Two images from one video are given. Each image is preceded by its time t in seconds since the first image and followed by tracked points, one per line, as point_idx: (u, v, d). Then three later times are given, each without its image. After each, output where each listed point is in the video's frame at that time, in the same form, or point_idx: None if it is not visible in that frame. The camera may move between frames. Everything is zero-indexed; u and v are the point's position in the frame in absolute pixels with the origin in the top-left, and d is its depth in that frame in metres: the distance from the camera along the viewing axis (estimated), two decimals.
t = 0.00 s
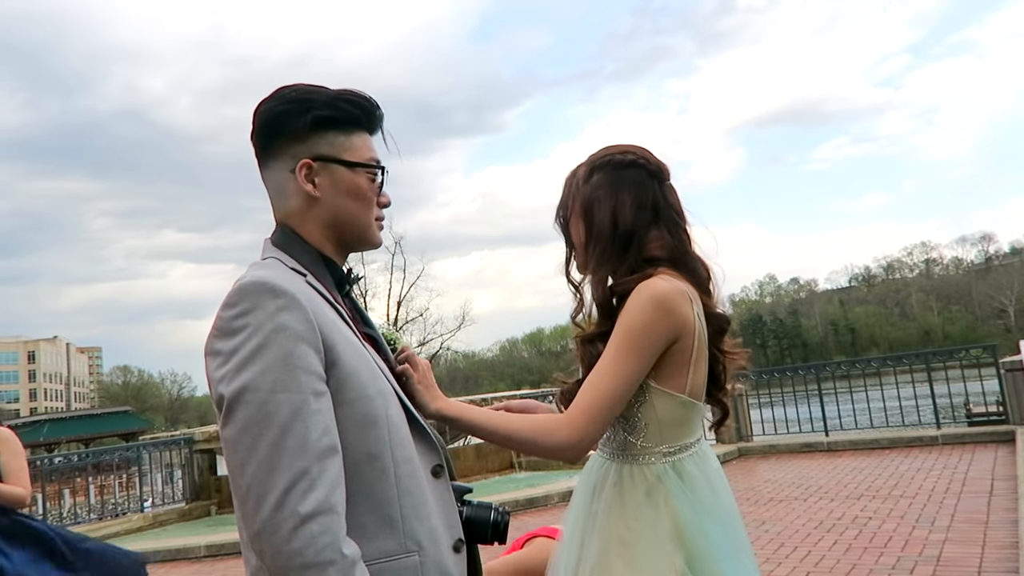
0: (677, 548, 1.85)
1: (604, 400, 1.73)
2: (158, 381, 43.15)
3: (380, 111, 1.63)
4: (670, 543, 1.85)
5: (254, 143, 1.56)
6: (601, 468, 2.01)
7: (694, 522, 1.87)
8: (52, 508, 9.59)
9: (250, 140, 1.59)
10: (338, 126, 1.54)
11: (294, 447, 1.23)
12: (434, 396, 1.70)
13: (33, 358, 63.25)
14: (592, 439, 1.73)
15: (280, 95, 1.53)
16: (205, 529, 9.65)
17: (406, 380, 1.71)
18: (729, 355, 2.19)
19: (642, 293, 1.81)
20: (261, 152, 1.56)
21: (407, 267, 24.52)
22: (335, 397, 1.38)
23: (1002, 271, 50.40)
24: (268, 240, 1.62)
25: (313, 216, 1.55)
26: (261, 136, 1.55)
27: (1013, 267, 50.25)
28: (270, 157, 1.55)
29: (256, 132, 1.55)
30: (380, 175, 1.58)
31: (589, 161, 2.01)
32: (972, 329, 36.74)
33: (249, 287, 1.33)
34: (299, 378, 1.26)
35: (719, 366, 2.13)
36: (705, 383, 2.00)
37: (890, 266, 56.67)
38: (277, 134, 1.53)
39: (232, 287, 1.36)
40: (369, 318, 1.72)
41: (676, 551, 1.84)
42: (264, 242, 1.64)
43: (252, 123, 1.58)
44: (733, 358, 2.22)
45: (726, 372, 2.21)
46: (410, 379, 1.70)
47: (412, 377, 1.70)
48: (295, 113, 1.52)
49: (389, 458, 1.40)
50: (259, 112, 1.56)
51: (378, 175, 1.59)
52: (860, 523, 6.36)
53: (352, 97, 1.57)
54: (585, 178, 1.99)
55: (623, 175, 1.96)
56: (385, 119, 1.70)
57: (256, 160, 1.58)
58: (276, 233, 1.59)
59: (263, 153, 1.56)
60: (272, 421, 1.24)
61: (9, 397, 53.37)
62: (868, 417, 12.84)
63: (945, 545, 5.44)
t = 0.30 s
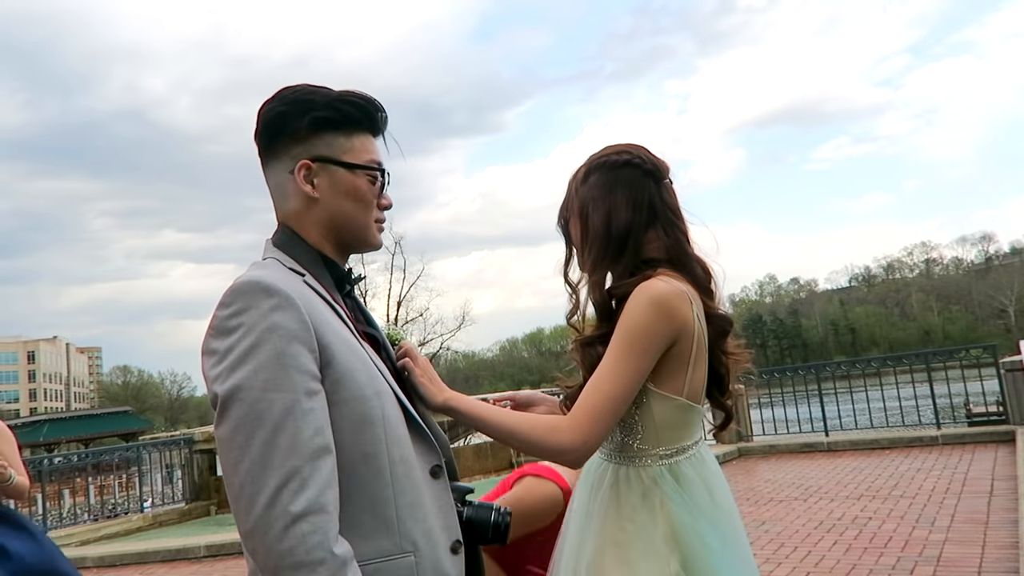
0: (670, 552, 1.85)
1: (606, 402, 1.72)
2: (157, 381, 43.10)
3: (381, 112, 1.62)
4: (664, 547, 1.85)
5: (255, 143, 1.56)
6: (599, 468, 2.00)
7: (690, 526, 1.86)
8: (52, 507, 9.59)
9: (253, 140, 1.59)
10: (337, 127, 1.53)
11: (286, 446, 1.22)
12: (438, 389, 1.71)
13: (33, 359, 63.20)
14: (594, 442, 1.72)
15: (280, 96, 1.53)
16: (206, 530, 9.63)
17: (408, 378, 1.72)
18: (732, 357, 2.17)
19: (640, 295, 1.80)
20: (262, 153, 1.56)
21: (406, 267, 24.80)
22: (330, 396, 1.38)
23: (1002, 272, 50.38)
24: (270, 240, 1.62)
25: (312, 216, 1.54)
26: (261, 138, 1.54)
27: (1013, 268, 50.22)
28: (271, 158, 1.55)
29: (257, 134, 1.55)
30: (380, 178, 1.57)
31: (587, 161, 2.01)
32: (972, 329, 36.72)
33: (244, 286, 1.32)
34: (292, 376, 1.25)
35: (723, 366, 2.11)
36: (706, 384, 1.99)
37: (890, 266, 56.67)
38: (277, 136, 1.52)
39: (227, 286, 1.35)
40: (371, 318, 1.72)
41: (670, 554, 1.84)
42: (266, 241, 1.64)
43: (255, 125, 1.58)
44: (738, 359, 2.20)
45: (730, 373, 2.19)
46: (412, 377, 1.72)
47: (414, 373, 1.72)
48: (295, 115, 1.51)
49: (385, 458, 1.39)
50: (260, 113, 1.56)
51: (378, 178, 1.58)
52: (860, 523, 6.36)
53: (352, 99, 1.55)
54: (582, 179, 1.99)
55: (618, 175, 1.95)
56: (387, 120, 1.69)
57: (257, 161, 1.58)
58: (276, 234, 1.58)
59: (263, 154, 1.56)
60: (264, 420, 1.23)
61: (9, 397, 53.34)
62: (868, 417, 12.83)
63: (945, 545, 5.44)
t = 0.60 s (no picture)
0: (674, 553, 1.85)
1: (608, 402, 1.72)
2: (158, 381, 43.09)
3: (386, 113, 1.63)
4: (667, 548, 1.85)
5: (259, 142, 1.57)
6: (602, 468, 2.01)
7: (693, 528, 1.86)
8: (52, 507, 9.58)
9: (256, 140, 1.59)
10: (341, 127, 1.54)
11: (287, 446, 1.23)
12: (442, 387, 1.73)
13: (34, 359, 63.19)
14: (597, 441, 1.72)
15: (285, 96, 1.53)
16: (206, 529, 9.65)
17: (412, 377, 1.73)
18: (735, 357, 2.17)
19: (642, 296, 1.80)
20: (265, 152, 1.56)
21: (406, 267, 24.81)
22: (331, 396, 1.38)
23: (1002, 271, 50.34)
24: (273, 239, 1.62)
25: (316, 216, 1.55)
26: (265, 138, 1.55)
27: (1012, 267, 50.19)
28: (274, 157, 1.56)
29: (261, 133, 1.56)
30: (384, 178, 1.58)
31: (584, 164, 2.02)
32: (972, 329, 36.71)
33: (246, 286, 1.32)
34: (293, 376, 1.26)
35: (726, 364, 2.13)
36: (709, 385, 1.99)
37: (891, 266, 56.66)
38: (282, 136, 1.53)
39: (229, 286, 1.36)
40: (373, 317, 1.73)
41: (674, 555, 1.84)
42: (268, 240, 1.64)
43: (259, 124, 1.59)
44: (742, 357, 2.21)
45: (734, 370, 2.19)
46: (416, 375, 1.73)
47: (417, 372, 1.73)
48: (300, 115, 1.52)
49: (386, 458, 1.40)
50: (264, 112, 1.56)
51: (382, 178, 1.58)
52: (860, 523, 6.36)
53: (357, 99, 1.56)
54: (580, 181, 2.00)
55: (613, 174, 1.96)
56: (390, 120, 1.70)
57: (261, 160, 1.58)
58: (280, 233, 1.59)
59: (267, 153, 1.56)
60: (265, 420, 1.24)
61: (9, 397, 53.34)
62: (868, 417, 12.83)
63: (945, 545, 5.45)
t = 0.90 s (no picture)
0: (677, 554, 1.84)
1: (611, 401, 1.72)
2: (158, 381, 43.07)
3: (382, 112, 1.63)
4: (671, 548, 1.84)
5: (257, 143, 1.56)
6: (604, 469, 2.01)
7: (696, 528, 1.86)
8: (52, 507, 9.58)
9: (253, 141, 1.59)
10: (339, 126, 1.54)
11: (289, 446, 1.23)
12: (443, 389, 1.73)
13: (34, 359, 63.17)
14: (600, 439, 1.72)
15: (282, 96, 1.53)
16: (205, 529, 9.64)
17: (413, 378, 1.72)
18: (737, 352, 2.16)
19: (653, 295, 1.80)
20: (264, 153, 1.56)
21: (407, 267, 24.85)
22: (332, 396, 1.38)
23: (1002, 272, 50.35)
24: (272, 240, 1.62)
25: (316, 215, 1.55)
26: (262, 139, 1.55)
27: (1012, 267, 50.20)
28: (272, 158, 1.56)
29: (258, 133, 1.56)
30: (383, 176, 1.58)
31: (593, 162, 2.02)
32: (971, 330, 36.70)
33: (247, 287, 1.32)
34: (295, 377, 1.26)
35: (730, 363, 2.12)
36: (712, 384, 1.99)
37: (891, 266, 56.69)
38: (280, 136, 1.53)
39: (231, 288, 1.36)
40: (373, 317, 1.72)
41: (677, 556, 1.83)
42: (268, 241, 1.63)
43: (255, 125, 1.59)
44: (744, 356, 2.21)
45: (736, 369, 2.20)
46: (417, 376, 1.72)
47: (419, 373, 1.73)
48: (297, 115, 1.52)
49: (387, 458, 1.40)
50: (261, 113, 1.56)
51: (381, 176, 1.59)
52: (860, 523, 6.36)
53: (354, 98, 1.56)
54: (590, 178, 1.99)
55: (627, 173, 1.96)
56: (388, 118, 1.70)
57: (258, 161, 1.58)
58: (280, 234, 1.59)
59: (264, 154, 1.56)
60: (267, 421, 1.24)
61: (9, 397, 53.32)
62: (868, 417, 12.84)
63: (945, 545, 5.45)
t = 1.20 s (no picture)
0: (684, 548, 1.83)
1: (617, 388, 1.73)
2: (157, 381, 43.04)
3: (382, 111, 1.63)
4: (678, 543, 1.83)
5: (258, 143, 1.56)
6: (606, 466, 2.01)
7: (701, 521, 1.86)
8: (52, 507, 9.57)
9: (254, 141, 1.59)
10: (340, 126, 1.54)
11: (293, 446, 1.23)
12: (442, 389, 1.73)
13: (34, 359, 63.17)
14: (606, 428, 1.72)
15: (282, 96, 1.53)
16: (205, 530, 9.63)
17: (414, 376, 1.72)
18: (740, 348, 2.16)
19: (665, 284, 1.80)
20: (265, 153, 1.56)
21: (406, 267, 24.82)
22: (335, 397, 1.39)
23: (1002, 272, 50.37)
24: (274, 239, 1.62)
25: (318, 214, 1.55)
26: (263, 139, 1.55)
27: (1012, 267, 50.19)
28: (274, 158, 1.56)
29: (258, 133, 1.56)
30: (385, 175, 1.58)
31: (596, 165, 2.01)
32: (971, 330, 36.70)
33: (249, 287, 1.33)
34: (298, 376, 1.26)
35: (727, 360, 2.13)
36: (715, 379, 2.00)
37: (891, 266, 56.71)
38: (281, 135, 1.53)
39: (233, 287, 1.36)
40: (374, 316, 1.73)
41: (684, 550, 1.82)
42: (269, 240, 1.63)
43: (255, 125, 1.59)
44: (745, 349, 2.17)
45: (734, 364, 2.19)
46: (416, 373, 1.72)
47: (418, 370, 1.72)
48: (299, 115, 1.52)
49: (390, 458, 1.40)
50: (261, 113, 1.56)
51: (383, 175, 1.59)
52: (860, 523, 6.37)
53: (356, 97, 1.57)
54: (596, 180, 1.98)
55: (639, 174, 1.97)
56: (389, 117, 1.71)
57: (260, 161, 1.58)
58: (281, 233, 1.59)
59: (266, 154, 1.56)
60: (270, 420, 1.24)
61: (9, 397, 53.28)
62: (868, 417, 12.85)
63: (945, 545, 5.45)
